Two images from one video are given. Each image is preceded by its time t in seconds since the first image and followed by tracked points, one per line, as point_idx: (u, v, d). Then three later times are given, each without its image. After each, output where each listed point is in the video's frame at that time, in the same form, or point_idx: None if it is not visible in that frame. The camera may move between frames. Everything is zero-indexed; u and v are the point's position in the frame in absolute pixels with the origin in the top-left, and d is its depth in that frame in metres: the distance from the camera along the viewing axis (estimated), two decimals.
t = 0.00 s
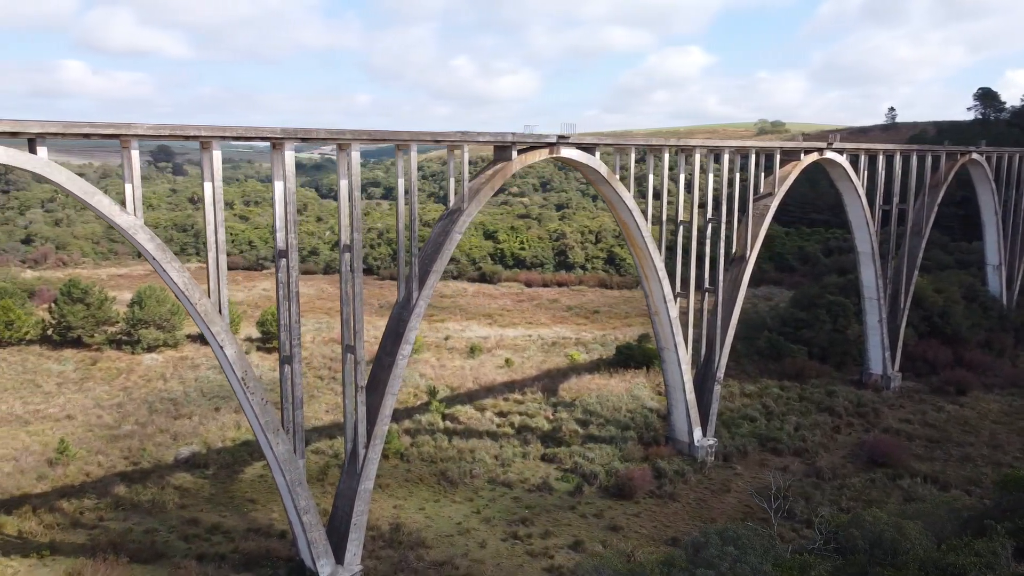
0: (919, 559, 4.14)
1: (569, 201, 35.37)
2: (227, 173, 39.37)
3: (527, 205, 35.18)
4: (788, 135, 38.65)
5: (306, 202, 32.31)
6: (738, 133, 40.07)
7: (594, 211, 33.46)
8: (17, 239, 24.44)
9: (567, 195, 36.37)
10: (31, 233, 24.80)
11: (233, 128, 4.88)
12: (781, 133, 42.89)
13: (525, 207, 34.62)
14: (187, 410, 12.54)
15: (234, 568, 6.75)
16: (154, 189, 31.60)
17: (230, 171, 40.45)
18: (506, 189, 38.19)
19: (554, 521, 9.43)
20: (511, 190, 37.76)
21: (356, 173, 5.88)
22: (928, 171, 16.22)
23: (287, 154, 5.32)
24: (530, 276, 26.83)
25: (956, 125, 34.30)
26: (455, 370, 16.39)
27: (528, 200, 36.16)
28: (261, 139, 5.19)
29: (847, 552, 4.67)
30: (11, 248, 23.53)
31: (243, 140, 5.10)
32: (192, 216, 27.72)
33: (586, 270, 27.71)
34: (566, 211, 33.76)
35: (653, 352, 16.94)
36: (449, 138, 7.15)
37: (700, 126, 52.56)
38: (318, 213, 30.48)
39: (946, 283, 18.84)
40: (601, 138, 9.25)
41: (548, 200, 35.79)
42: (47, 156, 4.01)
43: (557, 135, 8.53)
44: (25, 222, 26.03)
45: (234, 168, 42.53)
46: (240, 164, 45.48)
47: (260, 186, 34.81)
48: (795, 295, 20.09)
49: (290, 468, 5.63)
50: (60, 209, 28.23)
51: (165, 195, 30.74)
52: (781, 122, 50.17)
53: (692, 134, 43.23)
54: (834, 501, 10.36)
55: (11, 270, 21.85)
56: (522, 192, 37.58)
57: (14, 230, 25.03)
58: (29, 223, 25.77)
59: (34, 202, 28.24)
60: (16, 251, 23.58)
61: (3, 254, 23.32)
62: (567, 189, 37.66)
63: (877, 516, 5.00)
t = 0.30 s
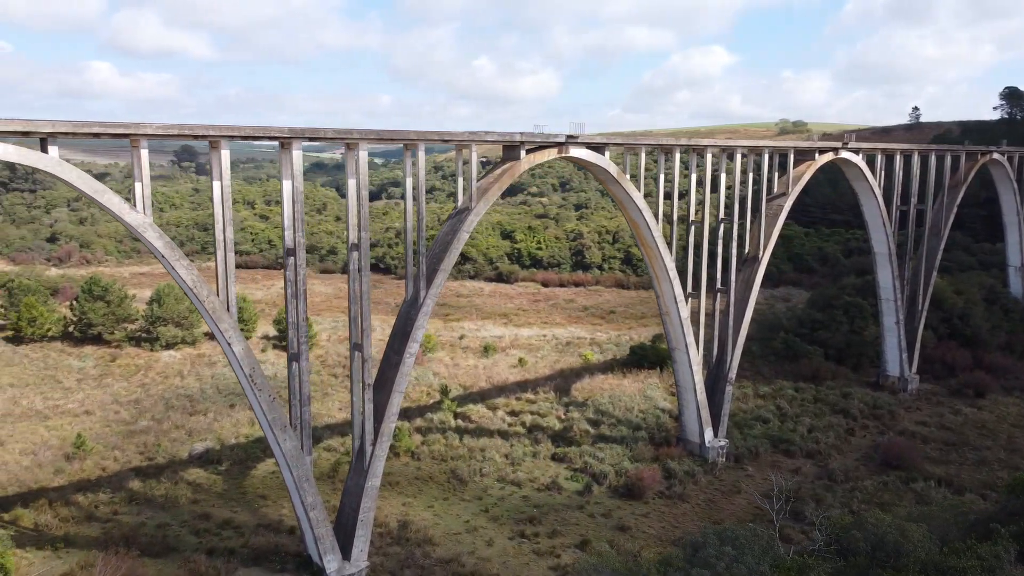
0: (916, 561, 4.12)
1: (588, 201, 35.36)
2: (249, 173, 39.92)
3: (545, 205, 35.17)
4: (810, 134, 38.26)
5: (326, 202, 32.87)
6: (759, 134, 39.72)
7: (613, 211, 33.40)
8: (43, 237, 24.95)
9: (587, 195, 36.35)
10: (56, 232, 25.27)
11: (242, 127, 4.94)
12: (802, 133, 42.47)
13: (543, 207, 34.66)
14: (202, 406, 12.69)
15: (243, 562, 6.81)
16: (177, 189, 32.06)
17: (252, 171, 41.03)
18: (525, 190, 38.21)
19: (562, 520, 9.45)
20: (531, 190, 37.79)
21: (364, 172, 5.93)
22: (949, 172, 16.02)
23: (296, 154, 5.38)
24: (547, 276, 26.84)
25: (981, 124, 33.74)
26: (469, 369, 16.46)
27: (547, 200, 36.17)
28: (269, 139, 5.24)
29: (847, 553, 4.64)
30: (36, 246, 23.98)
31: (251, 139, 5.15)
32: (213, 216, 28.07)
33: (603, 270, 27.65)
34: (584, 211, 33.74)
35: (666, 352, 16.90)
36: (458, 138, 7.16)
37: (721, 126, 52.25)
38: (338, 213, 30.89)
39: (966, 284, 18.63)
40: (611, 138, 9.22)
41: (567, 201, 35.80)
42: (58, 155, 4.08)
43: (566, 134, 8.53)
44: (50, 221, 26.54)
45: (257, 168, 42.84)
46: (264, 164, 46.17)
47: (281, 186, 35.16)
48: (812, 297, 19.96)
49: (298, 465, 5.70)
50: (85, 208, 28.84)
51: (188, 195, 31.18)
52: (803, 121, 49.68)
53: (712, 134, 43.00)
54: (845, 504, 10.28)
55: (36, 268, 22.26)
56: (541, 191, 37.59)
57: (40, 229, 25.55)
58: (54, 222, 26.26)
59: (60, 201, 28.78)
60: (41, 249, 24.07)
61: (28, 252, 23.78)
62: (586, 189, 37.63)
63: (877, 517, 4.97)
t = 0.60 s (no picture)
0: (917, 561, 4.09)
1: (608, 202, 35.29)
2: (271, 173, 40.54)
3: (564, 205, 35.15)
4: (832, 134, 37.84)
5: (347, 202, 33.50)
6: (781, 134, 39.34)
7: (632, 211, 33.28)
8: (68, 236, 25.46)
9: (606, 195, 36.27)
10: (80, 230, 25.72)
11: (250, 127, 4.99)
12: (824, 133, 42.02)
13: (562, 207, 34.66)
14: (218, 403, 12.85)
15: (251, 557, 6.88)
16: (200, 189, 32.53)
17: (274, 172, 41.57)
18: (545, 190, 38.23)
19: (570, 519, 9.46)
20: (550, 190, 37.79)
21: (372, 172, 5.98)
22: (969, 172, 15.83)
23: (304, 153, 5.43)
24: (564, 276, 26.83)
25: (1008, 124, 33.14)
26: (482, 369, 16.51)
27: (567, 200, 36.15)
28: (277, 138, 5.29)
29: (847, 554, 4.59)
30: (61, 245, 24.47)
31: (260, 139, 5.21)
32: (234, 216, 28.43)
33: (620, 270, 27.58)
34: (603, 211, 33.68)
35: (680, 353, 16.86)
36: (466, 137, 7.18)
37: (742, 126, 51.86)
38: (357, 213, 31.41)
39: (987, 287, 18.37)
40: (621, 138, 9.20)
41: (586, 201, 35.77)
42: (69, 154, 4.15)
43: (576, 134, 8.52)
44: (76, 221, 27.06)
45: (280, 168, 43.06)
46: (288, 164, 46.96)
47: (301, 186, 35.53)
48: (829, 298, 19.79)
49: (305, 461, 5.76)
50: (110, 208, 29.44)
51: (210, 195, 31.63)
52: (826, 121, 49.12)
53: (733, 134, 42.79)
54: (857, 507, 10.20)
55: (61, 266, 22.69)
56: (561, 191, 37.58)
57: (65, 228, 26.08)
58: (79, 221, 26.79)
59: (85, 200, 29.30)
60: (66, 247, 24.56)
61: (54, 250, 24.27)
62: (606, 189, 37.53)
63: (879, 520, 4.93)
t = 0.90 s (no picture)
0: (915, 565, 4.07)
1: (627, 202, 35.20)
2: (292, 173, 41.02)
3: (582, 205, 35.09)
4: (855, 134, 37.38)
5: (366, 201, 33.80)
6: (803, 133, 38.94)
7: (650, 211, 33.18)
8: (93, 235, 25.90)
9: (626, 195, 36.19)
10: (104, 229, 26.14)
11: (258, 127, 5.05)
12: (846, 132, 41.55)
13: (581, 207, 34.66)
14: (233, 400, 13.00)
15: (259, 552, 6.97)
16: (222, 189, 33.03)
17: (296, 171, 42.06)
18: (564, 190, 38.21)
19: (578, 518, 9.47)
20: (569, 190, 37.78)
21: (380, 171, 6.02)
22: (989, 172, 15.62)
23: (311, 153, 5.48)
24: (581, 276, 26.82)
25: None
26: (497, 368, 16.57)
27: (586, 200, 36.09)
28: (285, 138, 5.34)
29: (848, 556, 4.58)
30: (86, 244, 24.92)
31: (269, 139, 5.27)
32: (254, 215, 28.76)
33: (638, 271, 27.51)
34: (621, 211, 33.62)
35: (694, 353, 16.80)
36: (474, 136, 7.20)
37: (764, 126, 51.44)
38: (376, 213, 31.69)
39: (1008, 289, 18.08)
40: (631, 138, 9.18)
41: (605, 201, 35.74)
42: (80, 154, 4.23)
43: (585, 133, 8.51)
44: (100, 220, 27.54)
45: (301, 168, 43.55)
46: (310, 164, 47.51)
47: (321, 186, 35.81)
48: (847, 300, 19.63)
49: (312, 458, 5.83)
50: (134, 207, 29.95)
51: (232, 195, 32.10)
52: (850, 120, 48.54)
53: (754, 134, 42.51)
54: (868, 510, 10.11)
55: (84, 264, 23.09)
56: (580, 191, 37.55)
57: (90, 227, 26.57)
58: (104, 220, 27.28)
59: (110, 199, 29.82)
60: (91, 246, 24.99)
61: (78, 248, 24.72)
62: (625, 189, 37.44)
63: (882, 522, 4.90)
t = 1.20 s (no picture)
0: (913, 568, 4.06)
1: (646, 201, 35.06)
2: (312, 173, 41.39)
3: (601, 205, 35.00)
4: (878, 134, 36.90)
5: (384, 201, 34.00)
6: (825, 133, 38.50)
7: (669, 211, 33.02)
8: (116, 234, 26.31)
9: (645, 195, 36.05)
10: (127, 228, 26.54)
11: (265, 127, 5.11)
12: (870, 132, 41.03)
13: (599, 207, 34.63)
14: (248, 397, 13.14)
15: (268, 548, 7.04)
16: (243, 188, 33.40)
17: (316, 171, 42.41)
18: (583, 190, 38.15)
19: (585, 518, 9.47)
20: (589, 190, 37.72)
21: (387, 172, 6.07)
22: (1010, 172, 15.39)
23: (319, 152, 5.53)
24: (598, 276, 26.79)
25: None
26: (510, 367, 16.63)
27: (605, 200, 35.98)
28: (293, 138, 5.40)
29: (849, 558, 4.57)
30: (109, 242, 25.32)
31: (277, 138, 5.33)
32: (274, 214, 29.01)
33: (655, 271, 27.42)
34: (640, 211, 33.51)
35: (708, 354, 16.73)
36: (482, 136, 7.21)
37: (787, 126, 50.93)
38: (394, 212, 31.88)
39: None
40: (641, 137, 9.16)
41: (624, 201, 35.64)
42: (91, 153, 4.31)
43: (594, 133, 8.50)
44: (123, 219, 27.97)
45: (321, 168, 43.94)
46: (330, 164, 47.89)
47: (339, 186, 36.04)
48: (864, 302, 19.43)
49: (318, 454, 5.90)
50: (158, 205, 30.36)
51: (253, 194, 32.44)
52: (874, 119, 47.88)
53: (775, 134, 42.12)
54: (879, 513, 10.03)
55: (107, 263, 23.43)
56: (600, 191, 37.48)
57: (113, 226, 26.99)
58: (127, 219, 27.69)
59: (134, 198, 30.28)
60: (114, 244, 25.37)
61: (102, 247, 25.12)
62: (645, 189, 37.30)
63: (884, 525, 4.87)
